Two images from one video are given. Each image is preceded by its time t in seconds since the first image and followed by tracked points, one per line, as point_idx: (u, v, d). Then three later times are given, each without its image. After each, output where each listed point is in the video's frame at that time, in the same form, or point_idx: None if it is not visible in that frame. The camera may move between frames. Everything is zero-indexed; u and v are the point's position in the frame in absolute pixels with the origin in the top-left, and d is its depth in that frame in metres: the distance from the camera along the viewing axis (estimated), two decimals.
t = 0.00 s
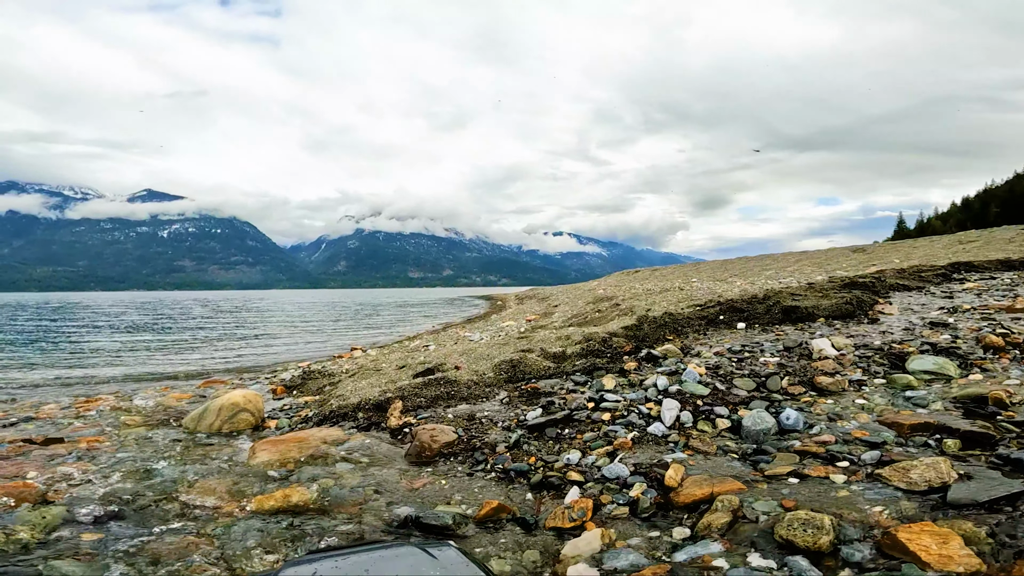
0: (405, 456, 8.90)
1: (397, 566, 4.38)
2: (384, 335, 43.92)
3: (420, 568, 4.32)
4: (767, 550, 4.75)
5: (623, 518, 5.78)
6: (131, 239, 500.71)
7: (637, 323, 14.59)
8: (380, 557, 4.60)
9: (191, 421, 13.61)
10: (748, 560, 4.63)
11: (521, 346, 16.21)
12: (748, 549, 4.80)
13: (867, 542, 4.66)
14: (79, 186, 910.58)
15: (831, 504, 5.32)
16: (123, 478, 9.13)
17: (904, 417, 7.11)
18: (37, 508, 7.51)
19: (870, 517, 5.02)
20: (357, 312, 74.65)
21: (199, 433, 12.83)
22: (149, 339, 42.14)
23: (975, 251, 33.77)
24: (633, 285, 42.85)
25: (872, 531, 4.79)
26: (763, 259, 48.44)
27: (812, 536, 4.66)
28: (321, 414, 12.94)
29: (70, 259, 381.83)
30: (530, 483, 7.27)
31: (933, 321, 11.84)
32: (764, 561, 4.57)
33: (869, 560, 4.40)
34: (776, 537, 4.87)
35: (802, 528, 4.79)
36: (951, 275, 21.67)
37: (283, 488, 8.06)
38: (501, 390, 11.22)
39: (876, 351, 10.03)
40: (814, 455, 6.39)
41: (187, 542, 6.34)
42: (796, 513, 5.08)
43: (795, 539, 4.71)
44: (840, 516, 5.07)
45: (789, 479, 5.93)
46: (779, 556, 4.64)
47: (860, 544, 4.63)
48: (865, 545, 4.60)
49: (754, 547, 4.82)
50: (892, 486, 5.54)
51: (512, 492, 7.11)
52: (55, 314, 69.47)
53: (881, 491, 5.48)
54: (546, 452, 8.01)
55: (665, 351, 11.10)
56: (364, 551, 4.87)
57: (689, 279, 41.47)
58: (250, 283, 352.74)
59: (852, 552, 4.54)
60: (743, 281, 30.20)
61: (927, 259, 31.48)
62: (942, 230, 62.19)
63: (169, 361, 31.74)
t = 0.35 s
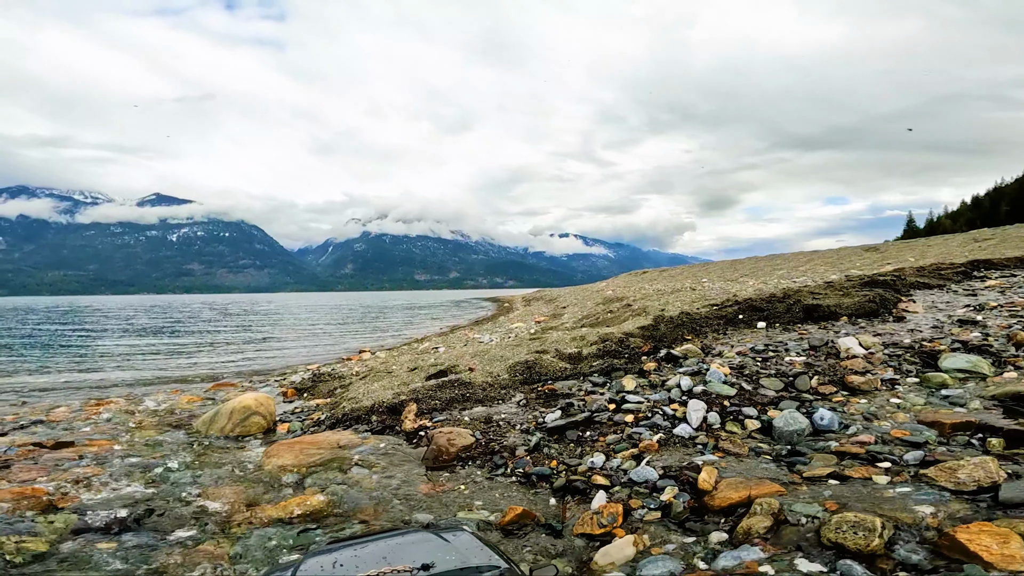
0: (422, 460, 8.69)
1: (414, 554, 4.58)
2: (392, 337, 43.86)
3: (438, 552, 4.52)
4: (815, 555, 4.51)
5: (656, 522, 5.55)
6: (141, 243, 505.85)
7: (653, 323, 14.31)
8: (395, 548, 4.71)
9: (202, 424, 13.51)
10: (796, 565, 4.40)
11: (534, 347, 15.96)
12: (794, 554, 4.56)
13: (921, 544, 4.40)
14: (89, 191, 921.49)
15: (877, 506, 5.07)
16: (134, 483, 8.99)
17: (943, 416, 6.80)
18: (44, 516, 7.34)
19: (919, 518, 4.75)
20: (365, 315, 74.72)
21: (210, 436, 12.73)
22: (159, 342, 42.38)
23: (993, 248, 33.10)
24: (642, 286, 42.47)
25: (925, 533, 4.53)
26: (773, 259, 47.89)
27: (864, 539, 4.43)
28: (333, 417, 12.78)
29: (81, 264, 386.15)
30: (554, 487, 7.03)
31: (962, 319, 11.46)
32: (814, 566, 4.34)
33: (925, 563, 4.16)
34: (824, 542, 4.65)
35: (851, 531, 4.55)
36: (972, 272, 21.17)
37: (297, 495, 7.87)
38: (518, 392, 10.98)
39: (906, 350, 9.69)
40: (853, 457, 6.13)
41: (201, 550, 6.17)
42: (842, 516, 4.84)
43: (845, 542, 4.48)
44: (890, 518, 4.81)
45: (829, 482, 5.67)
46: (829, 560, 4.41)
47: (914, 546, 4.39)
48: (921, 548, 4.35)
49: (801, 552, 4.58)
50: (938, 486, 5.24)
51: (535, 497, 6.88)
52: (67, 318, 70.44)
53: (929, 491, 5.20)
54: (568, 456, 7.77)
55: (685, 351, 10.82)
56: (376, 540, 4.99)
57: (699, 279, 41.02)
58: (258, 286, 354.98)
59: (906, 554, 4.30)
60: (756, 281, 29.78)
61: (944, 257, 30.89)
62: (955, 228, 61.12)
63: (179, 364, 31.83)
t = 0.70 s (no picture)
0: (439, 465, 8.44)
1: (460, 549, 4.58)
2: (402, 340, 43.73)
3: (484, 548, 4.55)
4: (872, 561, 4.22)
5: (693, 529, 5.26)
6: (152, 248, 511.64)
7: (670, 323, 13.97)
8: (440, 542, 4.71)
9: (213, 428, 13.37)
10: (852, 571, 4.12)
11: (548, 348, 15.65)
12: (848, 560, 4.28)
13: (987, 546, 4.07)
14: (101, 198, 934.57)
15: (931, 508, 4.76)
16: (145, 488, 8.83)
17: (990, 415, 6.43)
18: (54, 523, 7.18)
19: (979, 518, 4.41)
20: (373, 318, 74.77)
21: (221, 440, 12.57)
22: (171, 346, 42.63)
23: (1013, 245, 32.33)
24: (653, 287, 42.02)
25: (988, 534, 4.20)
26: (785, 258, 47.23)
27: (926, 542, 4.14)
28: (345, 421, 12.57)
29: (93, 269, 391.18)
30: (578, 492, 6.74)
31: (995, 315, 11.01)
32: (871, 572, 4.05)
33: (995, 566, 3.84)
34: (880, 545, 4.36)
35: (910, 534, 4.25)
36: (996, 270, 20.59)
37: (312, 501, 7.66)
38: (535, 394, 10.70)
39: (941, 348, 9.28)
40: (898, 458, 5.81)
41: (213, 559, 5.96)
42: (897, 518, 4.55)
43: (905, 546, 4.20)
44: (947, 519, 4.48)
45: (877, 484, 5.38)
46: (888, 565, 4.12)
47: (980, 548, 4.05)
48: (988, 548, 4.03)
49: (856, 557, 4.30)
50: (993, 486, 4.88)
51: (559, 503, 6.58)
52: (81, 322, 71.47)
53: (984, 491, 4.84)
54: (592, 460, 7.48)
55: (707, 351, 10.49)
56: (423, 532, 5.03)
57: (711, 279, 40.52)
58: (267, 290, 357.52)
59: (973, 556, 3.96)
60: (770, 280, 29.28)
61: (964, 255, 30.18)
62: (968, 227, 59.95)
63: (189, 368, 31.90)
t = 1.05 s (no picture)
0: (454, 472, 8.13)
1: (493, 546, 4.57)
2: (409, 343, 43.46)
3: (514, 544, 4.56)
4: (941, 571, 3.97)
5: (734, 540, 4.96)
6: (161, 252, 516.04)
7: (688, 323, 13.58)
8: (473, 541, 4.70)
9: (220, 432, 13.14)
10: None
11: (561, 350, 15.30)
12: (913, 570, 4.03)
13: None
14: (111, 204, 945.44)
15: (994, 512, 4.49)
16: (151, 496, 8.60)
17: None
18: (58, 532, 6.95)
19: None
20: (380, 320, 74.68)
21: (229, 446, 12.35)
22: (179, 349, 42.64)
23: None
24: (662, 288, 41.52)
25: None
26: (796, 258, 46.56)
27: (996, 547, 3.91)
28: (355, 425, 12.29)
29: (103, 273, 395.05)
30: (604, 500, 6.42)
31: None
32: None
33: None
34: (945, 552, 4.12)
35: (979, 540, 4.01)
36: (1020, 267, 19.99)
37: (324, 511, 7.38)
38: (551, 397, 10.37)
39: (979, 346, 8.86)
40: (949, 462, 5.48)
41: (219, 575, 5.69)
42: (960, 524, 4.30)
43: (974, 552, 3.95)
44: (1015, 524, 4.21)
45: (930, 488, 5.08)
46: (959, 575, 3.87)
47: None
48: None
49: (921, 567, 4.05)
50: None
51: (583, 512, 6.26)
52: (91, 325, 72.14)
53: None
54: (616, 466, 7.15)
55: (731, 351, 10.13)
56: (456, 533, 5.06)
57: (721, 279, 39.96)
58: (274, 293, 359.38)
59: None
60: (783, 280, 28.74)
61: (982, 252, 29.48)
62: (981, 225, 58.80)
63: (196, 371, 31.78)
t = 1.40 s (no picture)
0: (464, 480, 7.81)
1: (520, 544, 4.50)
2: (412, 345, 43.15)
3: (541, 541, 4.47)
4: None
5: (774, 554, 4.70)
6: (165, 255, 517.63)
7: (701, 324, 13.22)
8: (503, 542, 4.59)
9: (221, 438, 12.85)
10: None
11: (570, 352, 14.95)
12: None
13: None
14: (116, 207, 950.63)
15: None
16: (149, 507, 8.32)
17: None
18: (49, 545, 6.66)
19: None
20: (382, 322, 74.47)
21: (230, 452, 12.06)
22: (181, 352, 42.46)
23: None
24: (667, 288, 41.10)
25: None
26: (803, 258, 46.05)
27: None
28: (360, 431, 11.99)
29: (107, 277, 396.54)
30: (625, 510, 6.10)
31: None
32: None
33: None
34: (1006, 560, 3.89)
35: None
36: None
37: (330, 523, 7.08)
38: (563, 402, 10.04)
39: (1013, 346, 8.48)
40: (998, 466, 5.17)
41: None
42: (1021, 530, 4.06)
43: None
44: None
45: (982, 495, 4.78)
46: None
47: None
48: None
49: None
50: None
51: (604, 523, 5.95)
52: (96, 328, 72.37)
53: None
54: (636, 473, 6.84)
55: (750, 353, 9.81)
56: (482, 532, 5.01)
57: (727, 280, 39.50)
58: (277, 295, 359.89)
59: None
60: (792, 280, 28.29)
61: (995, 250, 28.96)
62: (985, 223, 58.10)
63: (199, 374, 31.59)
